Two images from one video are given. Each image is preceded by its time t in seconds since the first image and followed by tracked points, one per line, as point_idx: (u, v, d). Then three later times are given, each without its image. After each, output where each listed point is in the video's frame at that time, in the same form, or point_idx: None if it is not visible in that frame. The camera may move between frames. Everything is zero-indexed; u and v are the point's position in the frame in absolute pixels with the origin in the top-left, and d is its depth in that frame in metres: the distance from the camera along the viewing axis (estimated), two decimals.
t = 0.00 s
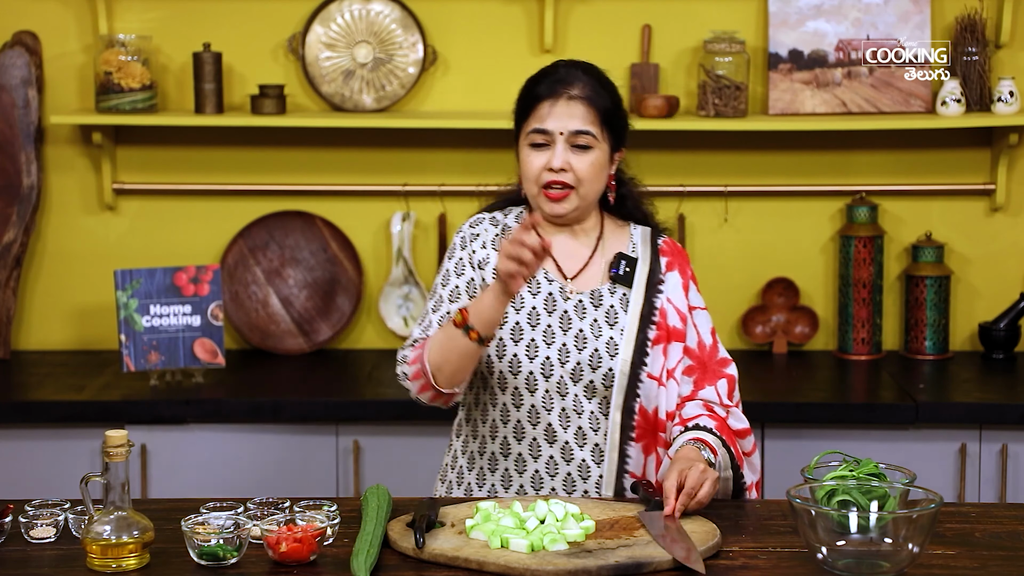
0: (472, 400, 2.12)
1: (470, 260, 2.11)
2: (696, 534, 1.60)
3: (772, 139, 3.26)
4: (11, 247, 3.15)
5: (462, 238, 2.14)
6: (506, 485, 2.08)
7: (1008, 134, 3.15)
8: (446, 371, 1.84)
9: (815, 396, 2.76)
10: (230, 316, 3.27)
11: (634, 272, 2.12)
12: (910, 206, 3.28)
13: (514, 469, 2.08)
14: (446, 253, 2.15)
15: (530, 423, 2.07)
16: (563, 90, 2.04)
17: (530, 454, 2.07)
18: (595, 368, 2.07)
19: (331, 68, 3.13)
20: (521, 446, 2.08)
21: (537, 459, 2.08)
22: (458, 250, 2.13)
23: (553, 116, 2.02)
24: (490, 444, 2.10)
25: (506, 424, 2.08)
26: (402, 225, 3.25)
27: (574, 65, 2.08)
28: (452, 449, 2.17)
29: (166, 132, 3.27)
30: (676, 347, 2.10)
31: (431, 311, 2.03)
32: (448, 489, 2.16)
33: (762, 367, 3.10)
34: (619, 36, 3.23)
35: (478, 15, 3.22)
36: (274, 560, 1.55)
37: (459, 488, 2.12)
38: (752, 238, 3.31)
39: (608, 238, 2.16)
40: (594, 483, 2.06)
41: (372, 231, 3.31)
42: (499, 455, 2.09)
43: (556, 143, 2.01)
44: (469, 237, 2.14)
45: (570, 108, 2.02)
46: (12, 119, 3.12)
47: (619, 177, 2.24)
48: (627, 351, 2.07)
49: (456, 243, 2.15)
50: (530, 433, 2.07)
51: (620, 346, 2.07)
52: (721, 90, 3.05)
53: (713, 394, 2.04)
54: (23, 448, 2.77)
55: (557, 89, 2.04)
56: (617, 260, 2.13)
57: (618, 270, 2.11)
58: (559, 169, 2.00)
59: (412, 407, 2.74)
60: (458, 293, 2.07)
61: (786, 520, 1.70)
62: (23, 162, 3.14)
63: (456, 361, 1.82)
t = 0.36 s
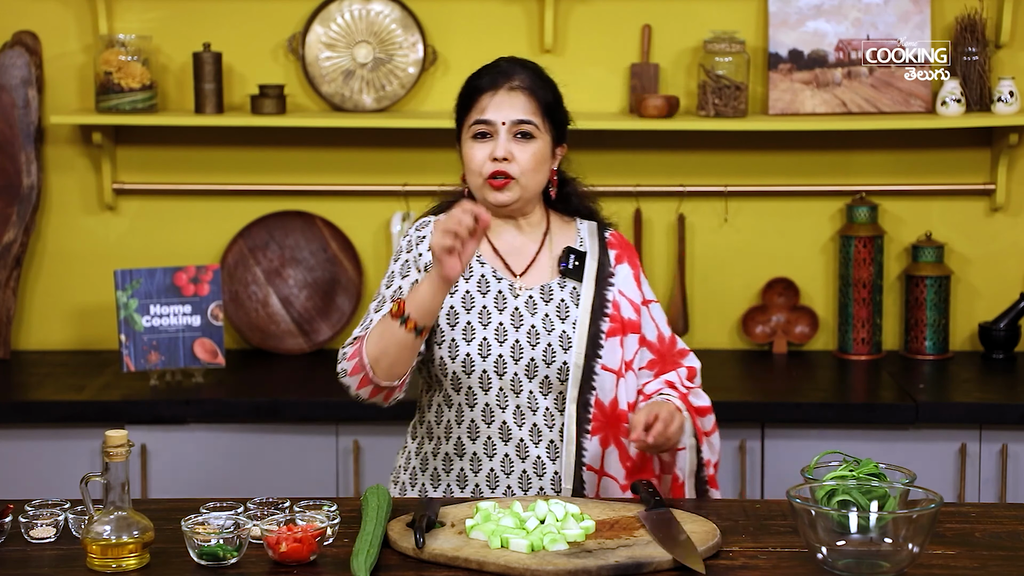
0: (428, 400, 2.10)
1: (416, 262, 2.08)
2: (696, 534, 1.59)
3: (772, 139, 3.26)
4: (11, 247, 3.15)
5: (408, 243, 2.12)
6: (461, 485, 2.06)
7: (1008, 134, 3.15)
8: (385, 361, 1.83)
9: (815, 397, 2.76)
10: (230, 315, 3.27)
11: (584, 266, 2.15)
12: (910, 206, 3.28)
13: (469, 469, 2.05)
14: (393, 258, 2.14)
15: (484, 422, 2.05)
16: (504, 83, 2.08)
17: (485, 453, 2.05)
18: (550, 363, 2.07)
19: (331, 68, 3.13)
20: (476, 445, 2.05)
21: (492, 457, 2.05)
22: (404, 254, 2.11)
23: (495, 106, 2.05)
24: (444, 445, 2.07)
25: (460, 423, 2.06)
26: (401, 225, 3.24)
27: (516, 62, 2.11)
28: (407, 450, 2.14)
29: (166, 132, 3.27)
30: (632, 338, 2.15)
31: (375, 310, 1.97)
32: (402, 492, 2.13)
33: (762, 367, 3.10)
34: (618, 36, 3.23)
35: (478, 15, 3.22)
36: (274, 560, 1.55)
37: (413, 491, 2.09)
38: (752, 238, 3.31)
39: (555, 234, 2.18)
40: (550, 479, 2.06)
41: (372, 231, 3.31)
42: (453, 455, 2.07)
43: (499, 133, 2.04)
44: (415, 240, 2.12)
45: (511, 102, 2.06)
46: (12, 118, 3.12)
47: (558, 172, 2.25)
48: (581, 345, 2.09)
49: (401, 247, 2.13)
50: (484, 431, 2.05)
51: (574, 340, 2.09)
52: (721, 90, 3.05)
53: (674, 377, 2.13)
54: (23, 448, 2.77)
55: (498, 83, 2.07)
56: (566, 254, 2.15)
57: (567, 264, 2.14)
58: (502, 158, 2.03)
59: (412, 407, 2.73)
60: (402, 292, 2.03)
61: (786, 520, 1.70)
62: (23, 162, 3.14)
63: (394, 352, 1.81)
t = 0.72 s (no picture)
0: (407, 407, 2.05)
1: (384, 281, 2.08)
2: (696, 534, 1.59)
3: (772, 139, 3.26)
4: (11, 247, 3.15)
5: (376, 258, 2.11)
6: (444, 490, 2.02)
7: (1008, 134, 3.15)
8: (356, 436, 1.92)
9: (815, 397, 2.76)
10: (230, 315, 3.26)
11: (556, 267, 2.09)
12: (910, 206, 3.28)
13: (453, 473, 2.02)
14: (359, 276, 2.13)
15: (467, 428, 2.01)
16: (465, 88, 2.03)
17: (469, 457, 2.02)
18: (527, 367, 2.03)
19: (331, 68, 3.13)
20: (459, 450, 2.01)
21: (476, 462, 2.02)
22: (370, 272, 2.10)
23: (458, 113, 2.01)
24: (427, 451, 2.02)
25: (442, 429, 2.00)
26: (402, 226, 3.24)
27: (474, 65, 2.07)
28: (382, 454, 2.08)
29: (166, 132, 3.27)
30: (603, 340, 2.10)
31: (341, 344, 2.04)
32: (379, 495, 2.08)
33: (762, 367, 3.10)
34: (618, 36, 3.23)
35: (478, 15, 3.22)
36: (274, 560, 1.55)
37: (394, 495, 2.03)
38: (752, 238, 3.31)
39: (525, 236, 2.13)
40: (533, 482, 2.02)
41: (372, 231, 3.32)
42: (437, 460, 2.02)
43: (466, 138, 1.99)
44: (383, 256, 2.11)
45: (476, 104, 2.01)
46: (12, 119, 3.12)
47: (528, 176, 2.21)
48: (557, 346, 2.04)
49: (370, 263, 2.12)
50: (468, 438, 2.01)
51: (549, 341, 2.04)
52: (721, 90, 3.05)
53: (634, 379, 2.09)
54: (23, 448, 2.77)
55: (461, 87, 2.03)
56: (538, 256, 2.09)
57: (539, 265, 2.08)
58: (473, 162, 1.98)
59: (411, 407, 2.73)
60: (367, 317, 2.05)
61: (786, 520, 1.70)
62: (23, 162, 3.14)
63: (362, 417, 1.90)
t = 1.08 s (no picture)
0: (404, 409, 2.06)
1: (376, 289, 2.09)
2: (696, 534, 1.59)
3: (772, 139, 3.26)
4: (11, 247, 3.15)
5: (368, 267, 2.12)
6: (441, 492, 2.03)
7: (1008, 134, 3.15)
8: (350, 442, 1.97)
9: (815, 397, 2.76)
10: (230, 316, 3.26)
11: (549, 270, 2.07)
12: (910, 206, 3.28)
13: (451, 476, 2.03)
14: (352, 285, 2.14)
15: (465, 432, 2.01)
16: (465, 88, 2.03)
17: (467, 460, 2.02)
18: (523, 370, 2.02)
19: (331, 68, 3.13)
20: (457, 453, 2.02)
21: (473, 464, 2.03)
22: (361, 282, 2.12)
23: (460, 112, 2.00)
24: (422, 453, 2.02)
25: (441, 431, 2.02)
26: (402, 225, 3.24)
27: (470, 67, 2.07)
28: (377, 454, 2.08)
29: (166, 132, 3.27)
30: (591, 342, 2.09)
31: (332, 354, 2.07)
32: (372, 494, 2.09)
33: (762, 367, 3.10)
34: (618, 36, 3.23)
35: (478, 16, 3.22)
36: (274, 560, 1.55)
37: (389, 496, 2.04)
38: (751, 239, 3.31)
39: (518, 239, 2.12)
40: (529, 486, 2.03)
41: (372, 231, 3.32)
42: (434, 462, 2.02)
43: (469, 137, 1.99)
44: (375, 264, 2.11)
45: (477, 104, 2.01)
46: (11, 119, 3.12)
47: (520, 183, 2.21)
48: (551, 349, 2.03)
49: (362, 272, 2.13)
50: (465, 441, 2.02)
51: (544, 344, 2.03)
52: (721, 90, 3.05)
53: (617, 379, 2.08)
54: (23, 448, 2.77)
55: (460, 87, 2.03)
56: (531, 259, 2.07)
57: (532, 268, 2.06)
58: (477, 161, 1.98)
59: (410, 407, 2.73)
60: (358, 327, 2.07)
61: (786, 520, 1.70)
62: (23, 162, 3.14)
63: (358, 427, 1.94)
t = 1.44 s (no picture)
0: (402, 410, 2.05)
1: (376, 288, 2.08)
2: (696, 534, 1.59)
3: (772, 140, 3.26)
4: (10, 247, 3.15)
5: (368, 266, 2.10)
6: (439, 492, 2.03)
7: (1008, 134, 3.15)
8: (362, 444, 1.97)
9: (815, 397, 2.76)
10: (230, 316, 3.26)
11: (548, 270, 2.08)
12: (910, 206, 3.28)
13: (448, 476, 2.03)
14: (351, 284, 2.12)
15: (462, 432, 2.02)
16: (468, 86, 2.03)
17: (465, 460, 2.03)
18: (521, 371, 2.03)
19: (331, 68, 3.13)
20: (455, 453, 2.02)
21: (471, 464, 2.03)
22: (361, 281, 2.10)
23: (463, 109, 2.00)
24: (420, 453, 2.02)
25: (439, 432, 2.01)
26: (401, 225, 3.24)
27: (474, 65, 2.07)
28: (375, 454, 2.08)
29: (166, 132, 3.27)
30: (587, 342, 2.09)
31: (335, 354, 2.05)
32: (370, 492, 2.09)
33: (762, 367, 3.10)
34: (618, 36, 3.23)
35: (478, 16, 3.22)
36: (274, 560, 1.55)
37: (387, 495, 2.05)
38: (751, 239, 3.30)
39: (517, 239, 2.12)
40: (527, 486, 2.03)
41: (372, 231, 3.32)
42: (432, 462, 2.03)
43: (472, 135, 1.99)
44: (375, 263, 2.10)
45: (481, 102, 2.01)
46: (12, 119, 3.12)
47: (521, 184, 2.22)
48: (550, 349, 2.04)
49: (362, 271, 2.11)
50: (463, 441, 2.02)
51: (543, 344, 2.04)
52: (721, 90, 3.05)
53: (611, 378, 2.07)
54: (23, 448, 2.77)
55: (464, 84, 2.03)
56: (529, 259, 2.08)
57: (530, 268, 2.06)
58: (480, 157, 1.98)
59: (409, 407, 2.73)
60: (360, 326, 2.05)
61: (786, 520, 1.70)
62: (23, 162, 3.14)
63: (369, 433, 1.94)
